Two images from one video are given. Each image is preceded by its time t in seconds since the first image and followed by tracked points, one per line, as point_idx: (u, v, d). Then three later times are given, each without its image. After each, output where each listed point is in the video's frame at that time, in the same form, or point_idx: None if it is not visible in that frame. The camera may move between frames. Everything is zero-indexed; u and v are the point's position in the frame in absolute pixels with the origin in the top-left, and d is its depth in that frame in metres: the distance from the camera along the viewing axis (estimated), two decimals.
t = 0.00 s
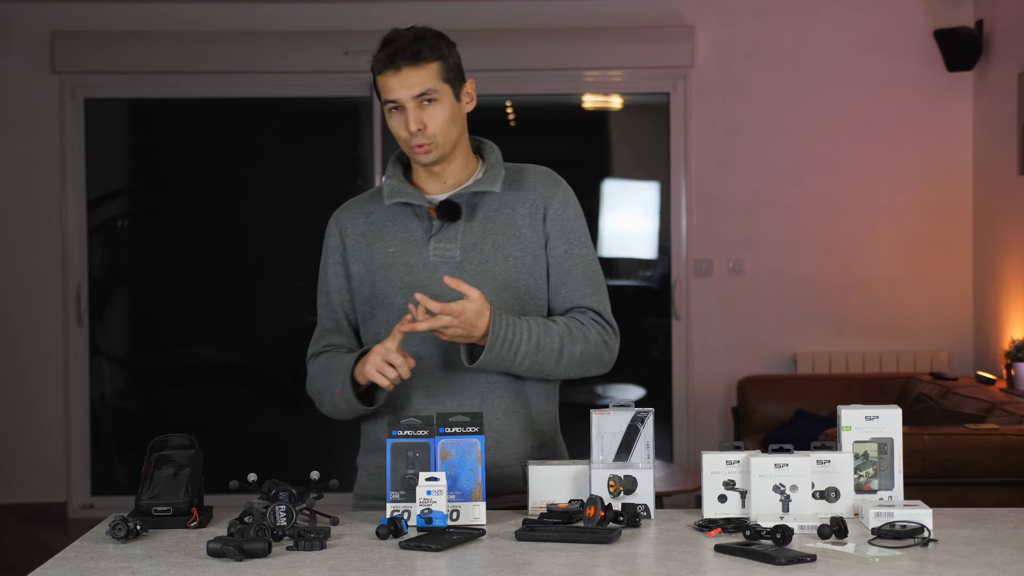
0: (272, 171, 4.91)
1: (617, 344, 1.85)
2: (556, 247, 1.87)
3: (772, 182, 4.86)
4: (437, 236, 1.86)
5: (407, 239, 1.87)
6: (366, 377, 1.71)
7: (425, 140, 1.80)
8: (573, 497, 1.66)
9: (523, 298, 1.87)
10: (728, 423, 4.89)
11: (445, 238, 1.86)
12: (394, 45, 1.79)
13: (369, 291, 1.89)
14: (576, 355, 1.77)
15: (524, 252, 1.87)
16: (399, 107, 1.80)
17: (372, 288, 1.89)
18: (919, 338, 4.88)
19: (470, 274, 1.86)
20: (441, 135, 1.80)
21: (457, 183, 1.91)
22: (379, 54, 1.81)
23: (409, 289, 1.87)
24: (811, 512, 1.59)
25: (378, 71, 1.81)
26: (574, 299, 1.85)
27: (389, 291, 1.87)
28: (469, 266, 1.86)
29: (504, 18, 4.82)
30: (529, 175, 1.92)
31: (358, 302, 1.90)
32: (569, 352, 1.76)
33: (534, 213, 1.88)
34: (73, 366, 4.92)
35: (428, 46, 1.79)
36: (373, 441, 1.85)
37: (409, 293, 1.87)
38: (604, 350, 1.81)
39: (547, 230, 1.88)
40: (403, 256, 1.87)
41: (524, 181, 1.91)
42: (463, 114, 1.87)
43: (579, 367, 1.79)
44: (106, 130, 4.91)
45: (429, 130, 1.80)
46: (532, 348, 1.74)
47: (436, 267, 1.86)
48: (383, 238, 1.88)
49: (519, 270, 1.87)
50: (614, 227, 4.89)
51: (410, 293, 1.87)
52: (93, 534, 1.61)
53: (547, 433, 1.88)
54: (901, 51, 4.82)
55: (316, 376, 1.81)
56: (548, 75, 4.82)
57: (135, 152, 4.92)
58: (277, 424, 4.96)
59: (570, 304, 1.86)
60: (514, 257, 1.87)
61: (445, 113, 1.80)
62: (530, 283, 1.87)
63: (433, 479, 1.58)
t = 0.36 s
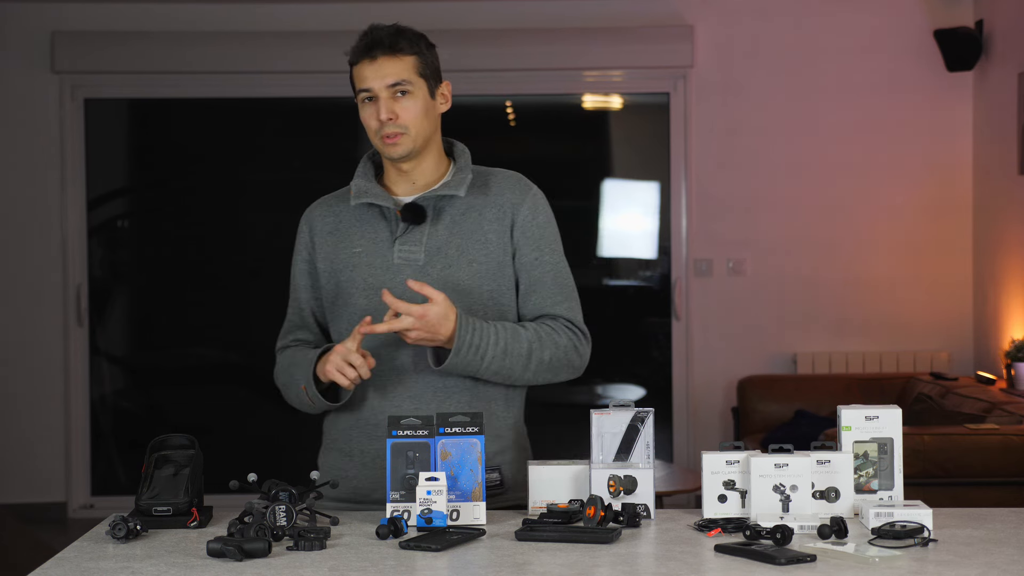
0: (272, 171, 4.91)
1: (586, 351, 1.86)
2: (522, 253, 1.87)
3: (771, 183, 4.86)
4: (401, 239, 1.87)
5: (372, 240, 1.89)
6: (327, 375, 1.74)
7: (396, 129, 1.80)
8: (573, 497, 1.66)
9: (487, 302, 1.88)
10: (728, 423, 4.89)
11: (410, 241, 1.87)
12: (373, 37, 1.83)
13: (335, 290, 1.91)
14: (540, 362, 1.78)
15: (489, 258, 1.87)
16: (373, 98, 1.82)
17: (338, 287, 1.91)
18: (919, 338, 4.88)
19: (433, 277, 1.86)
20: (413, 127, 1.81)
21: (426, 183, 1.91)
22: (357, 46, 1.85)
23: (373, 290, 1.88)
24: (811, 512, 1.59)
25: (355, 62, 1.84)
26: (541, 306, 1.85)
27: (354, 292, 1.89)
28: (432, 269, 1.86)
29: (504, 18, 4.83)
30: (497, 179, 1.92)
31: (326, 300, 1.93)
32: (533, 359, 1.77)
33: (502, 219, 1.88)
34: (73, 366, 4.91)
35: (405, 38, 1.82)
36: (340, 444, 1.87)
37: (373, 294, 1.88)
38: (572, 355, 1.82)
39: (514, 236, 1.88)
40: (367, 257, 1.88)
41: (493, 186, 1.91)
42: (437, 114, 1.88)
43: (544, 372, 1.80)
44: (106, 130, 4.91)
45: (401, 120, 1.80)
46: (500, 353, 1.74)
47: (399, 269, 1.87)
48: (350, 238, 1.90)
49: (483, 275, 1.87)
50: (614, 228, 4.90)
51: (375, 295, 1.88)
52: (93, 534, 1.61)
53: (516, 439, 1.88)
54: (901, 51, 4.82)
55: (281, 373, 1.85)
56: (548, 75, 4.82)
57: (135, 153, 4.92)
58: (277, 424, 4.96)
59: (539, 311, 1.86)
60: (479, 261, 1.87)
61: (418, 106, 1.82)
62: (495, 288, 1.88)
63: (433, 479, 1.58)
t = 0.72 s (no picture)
0: (271, 171, 4.91)
1: (555, 360, 1.87)
2: (496, 263, 1.89)
3: (771, 184, 4.86)
4: (375, 246, 1.86)
5: (345, 246, 1.88)
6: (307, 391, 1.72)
7: (378, 126, 1.80)
8: (573, 497, 1.66)
9: (458, 310, 1.88)
10: (728, 423, 4.88)
11: (384, 248, 1.86)
12: (361, 33, 1.83)
13: (304, 295, 1.90)
14: (514, 371, 1.79)
15: (463, 266, 1.88)
16: (356, 93, 1.82)
17: (307, 292, 1.90)
18: (918, 338, 4.89)
19: (406, 284, 1.86)
20: (394, 125, 1.81)
21: (399, 188, 1.91)
22: (342, 42, 1.85)
23: (344, 296, 1.87)
24: (811, 512, 1.59)
25: (340, 57, 1.84)
26: (513, 316, 1.87)
27: (324, 297, 1.88)
28: (406, 277, 1.86)
29: (504, 18, 4.83)
30: (471, 188, 1.93)
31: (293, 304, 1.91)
32: (507, 369, 1.78)
33: (476, 228, 1.90)
34: (73, 365, 4.92)
35: (393, 37, 1.84)
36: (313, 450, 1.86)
37: (345, 301, 1.87)
38: (543, 363, 1.83)
39: (489, 246, 1.90)
40: (339, 263, 1.87)
41: (469, 194, 1.92)
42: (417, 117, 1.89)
43: (515, 382, 1.81)
44: (106, 130, 4.91)
45: (383, 117, 1.80)
46: (478, 365, 1.75)
47: (371, 276, 1.86)
48: (322, 243, 1.89)
49: (455, 284, 1.88)
50: (614, 228, 4.90)
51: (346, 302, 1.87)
52: (93, 534, 1.61)
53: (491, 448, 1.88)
54: (901, 51, 4.82)
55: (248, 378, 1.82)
56: (548, 75, 4.82)
57: (135, 153, 4.92)
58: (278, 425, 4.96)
59: (510, 320, 1.87)
60: (453, 270, 1.88)
61: (401, 105, 1.82)
62: (467, 297, 1.89)
63: (433, 480, 1.58)
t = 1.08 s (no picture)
0: (271, 171, 4.91)
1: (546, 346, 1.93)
2: (491, 255, 1.92)
3: (770, 184, 4.86)
4: (375, 244, 1.87)
5: (343, 244, 1.87)
6: (329, 373, 1.67)
7: (404, 122, 1.82)
8: (573, 497, 1.66)
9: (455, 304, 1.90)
10: (728, 423, 4.88)
11: (384, 246, 1.87)
12: (394, 28, 1.84)
13: (298, 294, 1.87)
14: (519, 357, 1.83)
15: (460, 260, 1.90)
16: (385, 86, 1.82)
17: (301, 292, 1.88)
18: (918, 337, 4.89)
19: (405, 281, 1.87)
20: (415, 125, 1.85)
21: (392, 185, 1.93)
22: (371, 32, 1.84)
23: (342, 293, 1.87)
24: (811, 512, 1.59)
25: (370, 46, 1.83)
26: (509, 305, 1.91)
27: (321, 296, 1.86)
28: (405, 274, 1.87)
29: (504, 18, 4.83)
30: (460, 181, 1.97)
31: (285, 305, 1.88)
32: (514, 355, 1.81)
33: (471, 221, 1.92)
34: (73, 365, 4.92)
35: (421, 41, 1.86)
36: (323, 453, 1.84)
37: (342, 299, 1.87)
38: (536, 348, 1.88)
39: (482, 238, 1.93)
40: (337, 261, 1.87)
41: (461, 188, 1.95)
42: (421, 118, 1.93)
43: (516, 369, 1.84)
44: (106, 130, 4.91)
45: (409, 115, 1.83)
46: (494, 350, 1.77)
47: (371, 274, 1.86)
48: (317, 242, 1.87)
49: (454, 278, 1.89)
50: (614, 228, 4.90)
51: (344, 299, 1.87)
52: (94, 534, 1.61)
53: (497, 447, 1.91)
54: (901, 51, 4.81)
55: (246, 380, 1.77)
56: (548, 75, 4.81)
57: (135, 153, 4.92)
58: (279, 426, 4.96)
59: (505, 310, 1.91)
60: (451, 265, 1.90)
61: (421, 106, 1.86)
62: (464, 290, 1.91)
63: (433, 479, 1.58)
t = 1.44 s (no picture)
0: (271, 171, 4.91)
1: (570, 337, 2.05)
2: (520, 252, 2.03)
3: (771, 184, 4.86)
4: (408, 239, 1.98)
5: (377, 239, 1.97)
6: (378, 333, 1.77)
7: (438, 120, 1.91)
8: (573, 497, 1.66)
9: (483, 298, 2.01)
10: (728, 423, 4.88)
11: (417, 241, 1.98)
12: (430, 28, 1.93)
13: (333, 287, 1.98)
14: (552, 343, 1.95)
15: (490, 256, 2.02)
16: (420, 84, 1.91)
17: (336, 285, 1.98)
18: (919, 337, 4.89)
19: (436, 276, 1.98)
20: (448, 122, 1.94)
21: (424, 181, 2.01)
22: (408, 31, 1.92)
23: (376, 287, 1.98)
24: (811, 512, 1.59)
25: (407, 45, 1.92)
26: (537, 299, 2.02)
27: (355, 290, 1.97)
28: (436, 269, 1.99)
29: (504, 18, 4.83)
30: (491, 178, 2.07)
31: (319, 298, 1.99)
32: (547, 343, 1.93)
33: (501, 218, 2.03)
34: (73, 365, 4.91)
35: (454, 41, 1.95)
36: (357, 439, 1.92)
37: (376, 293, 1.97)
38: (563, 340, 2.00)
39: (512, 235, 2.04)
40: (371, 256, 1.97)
41: (493, 186, 2.05)
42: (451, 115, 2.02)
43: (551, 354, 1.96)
44: (106, 130, 4.91)
45: (443, 113, 1.92)
46: (539, 330, 1.90)
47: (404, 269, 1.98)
48: (352, 238, 1.97)
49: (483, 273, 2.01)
50: (614, 228, 4.90)
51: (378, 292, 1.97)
52: (94, 534, 1.61)
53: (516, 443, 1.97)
54: (901, 51, 4.82)
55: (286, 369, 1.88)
56: (548, 75, 4.81)
57: (135, 153, 4.92)
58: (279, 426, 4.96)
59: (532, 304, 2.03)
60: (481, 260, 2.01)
61: (453, 104, 1.95)
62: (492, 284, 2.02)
63: (433, 479, 1.58)
